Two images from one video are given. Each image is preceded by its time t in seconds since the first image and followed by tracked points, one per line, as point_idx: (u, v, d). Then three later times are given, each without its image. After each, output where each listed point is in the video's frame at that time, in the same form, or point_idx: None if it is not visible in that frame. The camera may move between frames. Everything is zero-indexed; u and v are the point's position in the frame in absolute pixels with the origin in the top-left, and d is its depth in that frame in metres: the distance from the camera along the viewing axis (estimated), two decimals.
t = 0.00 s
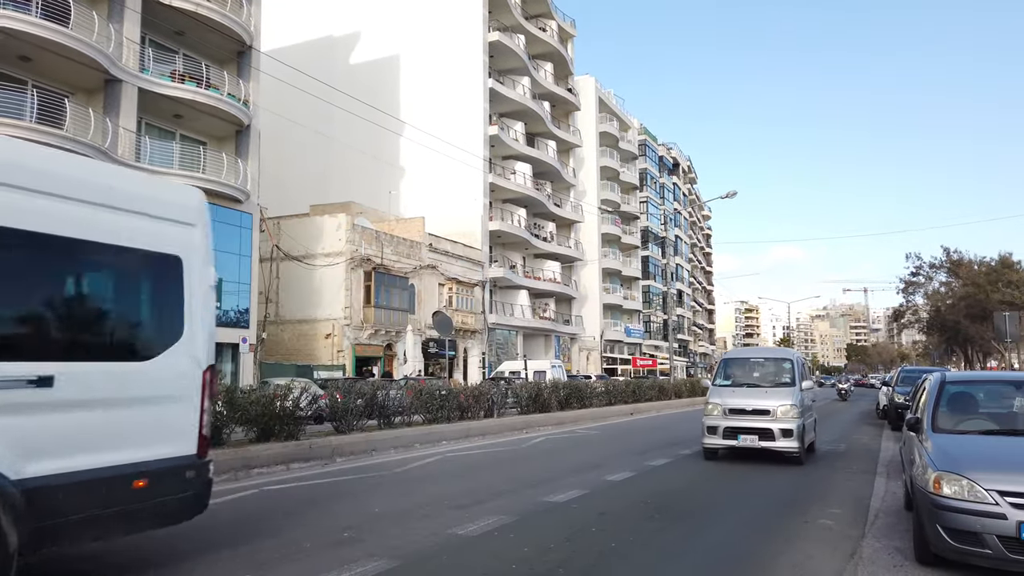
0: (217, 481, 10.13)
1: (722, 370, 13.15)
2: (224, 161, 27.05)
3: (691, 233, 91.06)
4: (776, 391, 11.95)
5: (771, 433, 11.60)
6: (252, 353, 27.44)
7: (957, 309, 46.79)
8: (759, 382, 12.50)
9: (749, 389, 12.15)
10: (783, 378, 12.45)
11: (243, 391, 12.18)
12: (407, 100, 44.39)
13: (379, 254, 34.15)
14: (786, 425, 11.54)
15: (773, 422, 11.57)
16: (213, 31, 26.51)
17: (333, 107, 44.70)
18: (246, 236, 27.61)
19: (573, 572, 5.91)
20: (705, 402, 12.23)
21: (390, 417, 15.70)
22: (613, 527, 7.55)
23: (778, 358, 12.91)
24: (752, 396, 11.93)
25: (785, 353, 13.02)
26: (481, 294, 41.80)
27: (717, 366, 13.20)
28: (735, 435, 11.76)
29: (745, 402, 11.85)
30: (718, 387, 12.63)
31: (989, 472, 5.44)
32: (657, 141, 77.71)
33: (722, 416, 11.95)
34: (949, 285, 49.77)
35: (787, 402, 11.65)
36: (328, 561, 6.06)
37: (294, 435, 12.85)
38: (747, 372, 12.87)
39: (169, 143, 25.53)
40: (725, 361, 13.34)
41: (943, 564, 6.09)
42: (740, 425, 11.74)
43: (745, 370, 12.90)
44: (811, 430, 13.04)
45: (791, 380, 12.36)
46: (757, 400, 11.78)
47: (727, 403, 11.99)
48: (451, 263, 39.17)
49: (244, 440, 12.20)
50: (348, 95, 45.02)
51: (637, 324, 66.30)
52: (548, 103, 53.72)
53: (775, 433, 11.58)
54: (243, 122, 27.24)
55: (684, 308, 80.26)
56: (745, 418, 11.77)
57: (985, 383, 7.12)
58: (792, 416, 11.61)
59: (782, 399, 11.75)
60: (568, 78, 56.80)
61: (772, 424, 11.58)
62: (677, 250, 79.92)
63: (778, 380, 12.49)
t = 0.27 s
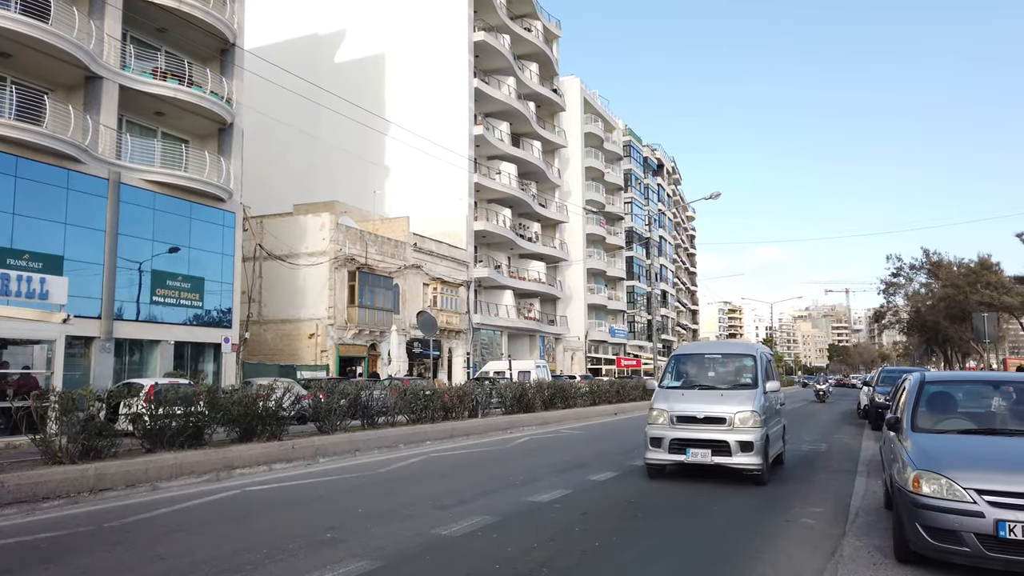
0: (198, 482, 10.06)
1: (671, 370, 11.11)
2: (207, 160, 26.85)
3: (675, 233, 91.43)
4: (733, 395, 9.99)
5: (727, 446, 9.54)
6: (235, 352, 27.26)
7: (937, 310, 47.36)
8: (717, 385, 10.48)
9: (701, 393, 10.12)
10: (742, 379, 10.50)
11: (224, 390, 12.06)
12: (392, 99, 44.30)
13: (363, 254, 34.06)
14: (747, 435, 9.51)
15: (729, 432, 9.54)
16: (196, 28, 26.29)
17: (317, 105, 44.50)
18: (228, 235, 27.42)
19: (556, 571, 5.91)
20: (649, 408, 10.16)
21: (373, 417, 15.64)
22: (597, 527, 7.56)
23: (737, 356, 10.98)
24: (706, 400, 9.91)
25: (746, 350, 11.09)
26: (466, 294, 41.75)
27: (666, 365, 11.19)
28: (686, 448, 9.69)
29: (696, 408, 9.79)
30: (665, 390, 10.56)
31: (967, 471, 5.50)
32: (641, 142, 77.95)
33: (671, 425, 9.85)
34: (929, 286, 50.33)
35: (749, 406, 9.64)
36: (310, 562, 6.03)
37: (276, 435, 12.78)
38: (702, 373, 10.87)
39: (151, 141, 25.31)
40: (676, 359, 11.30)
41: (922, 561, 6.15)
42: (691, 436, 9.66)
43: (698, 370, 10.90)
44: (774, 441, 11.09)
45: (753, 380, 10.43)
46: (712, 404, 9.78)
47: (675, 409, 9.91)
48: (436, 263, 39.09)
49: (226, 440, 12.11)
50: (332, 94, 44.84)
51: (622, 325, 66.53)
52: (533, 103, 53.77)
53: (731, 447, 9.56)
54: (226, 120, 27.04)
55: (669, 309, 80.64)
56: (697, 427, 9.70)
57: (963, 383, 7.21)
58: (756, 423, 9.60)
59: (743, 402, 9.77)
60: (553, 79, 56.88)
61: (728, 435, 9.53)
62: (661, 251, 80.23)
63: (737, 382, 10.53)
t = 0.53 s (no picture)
0: (179, 483, 9.98)
1: (607, 366, 8.88)
2: (189, 158, 26.63)
3: (660, 234, 91.80)
4: (676, 400, 7.77)
5: (666, 466, 7.30)
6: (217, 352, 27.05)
7: (918, 311, 47.89)
8: (661, 387, 8.23)
9: (635, 397, 7.90)
10: (691, 381, 8.24)
11: (206, 390, 11.95)
12: (378, 98, 44.15)
13: (347, 253, 33.88)
14: (690, 452, 7.26)
15: (669, 449, 7.32)
16: (179, 25, 26.05)
17: (301, 104, 44.28)
18: (211, 234, 27.20)
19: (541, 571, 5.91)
20: (573, 418, 7.94)
21: (357, 417, 15.57)
22: (582, 526, 7.56)
23: (685, 350, 8.73)
24: (643, 406, 7.70)
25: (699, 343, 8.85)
26: (451, 294, 41.67)
27: (602, 363, 8.92)
28: (616, 469, 7.47)
29: (628, 417, 7.59)
30: (595, 394, 8.35)
31: (945, 470, 5.57)
32: (626, 143, 78.18)
33: (597, 439, 7.66)
34: (909, 287, 50.87)
35: (696, 415, 7.44)
36: (291, 562, 6.00)
37: (259, 435, 12.69)
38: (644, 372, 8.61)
39: (133, 139, 25.06)
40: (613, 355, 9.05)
41: (902, 560, 6.22)
42: (621, 453, 7.45)
43: (638, 368, 8.67)
44: (732, 460, 8.75)
45: (707, 380, 8.19)
46: (649, 412, 7.56)
47: (602, 419, 7.71)
48: (421, 263, 38.98)
49: (208, 441, 12.00)
50: (317, 93, 44.63)
51: (606, 325, 66.70)
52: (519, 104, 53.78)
53: (671, 467, 7.29)
54: (209, 118, 26.82)
55: (653, 309, 80.97)
56: (629, 443, 7.50)
57: (942, 383, 7.29)
58: (705, 436, 7.37)
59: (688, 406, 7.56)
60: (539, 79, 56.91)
61: (667, 453, 7.31)
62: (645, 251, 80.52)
63: (684, 384, 8.26)
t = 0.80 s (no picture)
0: (159, 484, 9.88)
1: (509, 362, 6.59)
2: (171, 156, 26.38)
3: (644, 234, 92.16)
4: (585, 411, 5.54)
5: (563, 508, 5.02)
6: (199, 352, 26.83)
7: (899, 311, 48.39)
8: (569, 392, 5.96)
9: (527, 407, 5.66)
10: (610, 384, 5.99)
11: (188, 390, 11.84)
12: (363, 97, 43.97)
13: (331, 253, 33.65)
14: (597, 487, 5.02)
15: (570, 483, 5.07)
16: (160, 22, 25.81)
17: (285, 103, 44.02)
18: (193, 233, 26.96)
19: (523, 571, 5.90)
20: (441, 436, 5.69)
21: (341, 418, 15.50)
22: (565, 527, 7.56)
23: (605, 344, 6.46)
24: (537, 420, 5.46)
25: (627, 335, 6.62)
26: (436, 294, 41.55)
27: (499, 359, 6.70)
28: (494, 512, 5.18)
29: (515, 435, 5.33)
30: (478, 401, 6.08)
31: (925, 470, 5.63)
32: (612, 144, 78.45)
33: (476, 467, 5.38)
34: (890, 288, 51.42)
35: (611, 432, 5.24)
36: (273, 564, 5.96)
37: (241, 436, 12.59)
38: (551, 372, 6.31)
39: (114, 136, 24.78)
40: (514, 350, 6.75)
41: (882, 559, 6.27)
42: (498, 489, 5.17)
43: (545, 364, 6.40)
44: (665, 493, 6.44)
45: (633, 382, 5.97)
46: (542, 428, 5.32)
47: (479, 438, 5.47)
48: (406, 262, 38.84)
49: (189, 441, 11.89)
50: (302, 91, 44.41)
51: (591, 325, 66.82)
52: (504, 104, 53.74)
53: (570, 507, 5.03)
54: (191, 116, 26.58)
55: (638, 310, 81.23)
56: (514, 474, 5.24)
57: (922, 383, 7.37)
58: (624, 464, 5.18)
59: (600, 419, 5.37)
60: (524, 79, 56.90)
61: (565, 488, 5.04)
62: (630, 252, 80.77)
63: (600, 386, 6.02)
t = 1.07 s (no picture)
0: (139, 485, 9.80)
1: (316, 354, 4.41)
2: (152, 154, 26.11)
3: (629, 235, 92.49)
4: (368, 439, 3.39)
5: None
6: (180, 352, 26.58)
7: (880, 312, 48.88)
8: (370, 406, 3.78)
9: (277, 433, 3.49)
10: (432, 393, 3.81)
11: (168, 391, 11.83)
12: (347, 97, 43.81)
13: (315, 252, 33.40)
14: None
15: None
16: (142, 18, 25.54)
17: (269, 102, 43.77)
18: (175, 232, 26.69)
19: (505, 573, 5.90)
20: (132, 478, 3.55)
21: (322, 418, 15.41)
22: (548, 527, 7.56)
23: (449, 329, 4.27)
24: (283, 454, 3.31)
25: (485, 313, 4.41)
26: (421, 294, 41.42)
27: (285, 351, 4.53)
28: None
29: (240, 482, 3.23)
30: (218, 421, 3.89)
31: (905, 469, 5.68)
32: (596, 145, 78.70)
33: (169, 542, 3.26)
34: (871, 289, 51.97)
35: (400, 480, 3.12)
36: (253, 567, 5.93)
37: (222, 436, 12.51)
38: (360, 374, 4.16)
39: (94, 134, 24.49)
40: (318, 336, 4.57)
41: (862, 558, 6.33)
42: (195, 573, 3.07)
43: (362, 360, 4.26)
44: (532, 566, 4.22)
45: (475, 387, 3.82)
46: (297, 472, 3.17)
47: (183, 486, 3.32)
48: (390, 262, 38.68)
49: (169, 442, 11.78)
50: (285, 91, 44.18)
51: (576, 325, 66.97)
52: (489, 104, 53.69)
53: None
54: (173, 114, 26.32)
55: (622, 310, 81.49)
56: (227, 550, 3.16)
57: (903, 383, 7.44)
58: (425, 541, 3.07)
59: (396, 454, 3.27)
60: (509, 79, 56.87)
61: None
62: (615, 252, 80.98)
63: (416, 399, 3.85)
